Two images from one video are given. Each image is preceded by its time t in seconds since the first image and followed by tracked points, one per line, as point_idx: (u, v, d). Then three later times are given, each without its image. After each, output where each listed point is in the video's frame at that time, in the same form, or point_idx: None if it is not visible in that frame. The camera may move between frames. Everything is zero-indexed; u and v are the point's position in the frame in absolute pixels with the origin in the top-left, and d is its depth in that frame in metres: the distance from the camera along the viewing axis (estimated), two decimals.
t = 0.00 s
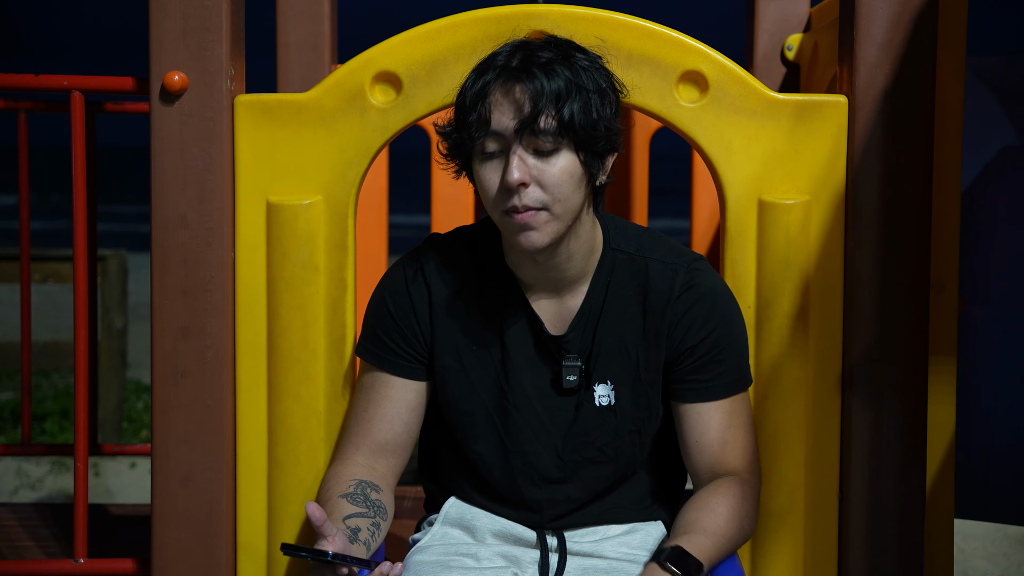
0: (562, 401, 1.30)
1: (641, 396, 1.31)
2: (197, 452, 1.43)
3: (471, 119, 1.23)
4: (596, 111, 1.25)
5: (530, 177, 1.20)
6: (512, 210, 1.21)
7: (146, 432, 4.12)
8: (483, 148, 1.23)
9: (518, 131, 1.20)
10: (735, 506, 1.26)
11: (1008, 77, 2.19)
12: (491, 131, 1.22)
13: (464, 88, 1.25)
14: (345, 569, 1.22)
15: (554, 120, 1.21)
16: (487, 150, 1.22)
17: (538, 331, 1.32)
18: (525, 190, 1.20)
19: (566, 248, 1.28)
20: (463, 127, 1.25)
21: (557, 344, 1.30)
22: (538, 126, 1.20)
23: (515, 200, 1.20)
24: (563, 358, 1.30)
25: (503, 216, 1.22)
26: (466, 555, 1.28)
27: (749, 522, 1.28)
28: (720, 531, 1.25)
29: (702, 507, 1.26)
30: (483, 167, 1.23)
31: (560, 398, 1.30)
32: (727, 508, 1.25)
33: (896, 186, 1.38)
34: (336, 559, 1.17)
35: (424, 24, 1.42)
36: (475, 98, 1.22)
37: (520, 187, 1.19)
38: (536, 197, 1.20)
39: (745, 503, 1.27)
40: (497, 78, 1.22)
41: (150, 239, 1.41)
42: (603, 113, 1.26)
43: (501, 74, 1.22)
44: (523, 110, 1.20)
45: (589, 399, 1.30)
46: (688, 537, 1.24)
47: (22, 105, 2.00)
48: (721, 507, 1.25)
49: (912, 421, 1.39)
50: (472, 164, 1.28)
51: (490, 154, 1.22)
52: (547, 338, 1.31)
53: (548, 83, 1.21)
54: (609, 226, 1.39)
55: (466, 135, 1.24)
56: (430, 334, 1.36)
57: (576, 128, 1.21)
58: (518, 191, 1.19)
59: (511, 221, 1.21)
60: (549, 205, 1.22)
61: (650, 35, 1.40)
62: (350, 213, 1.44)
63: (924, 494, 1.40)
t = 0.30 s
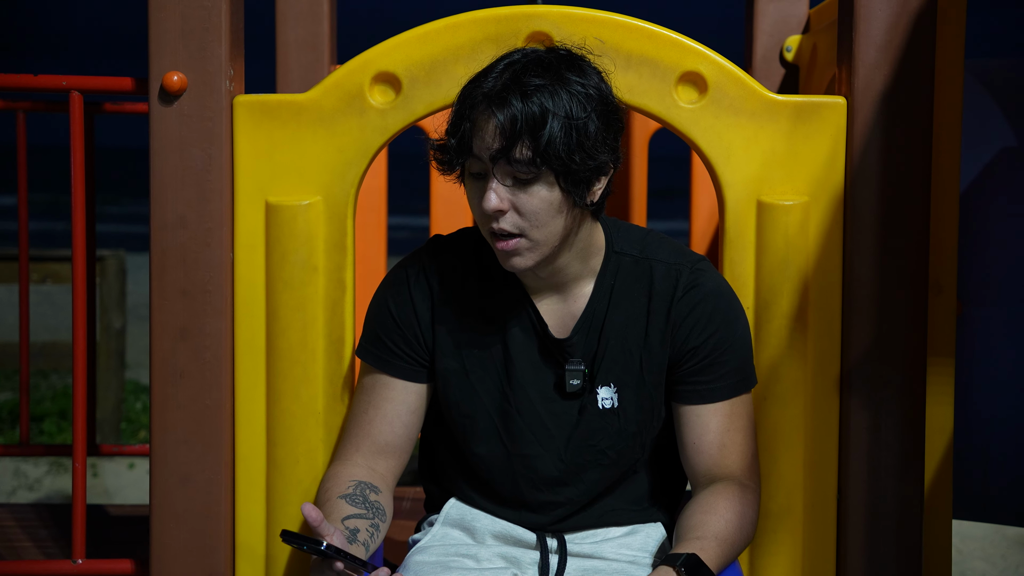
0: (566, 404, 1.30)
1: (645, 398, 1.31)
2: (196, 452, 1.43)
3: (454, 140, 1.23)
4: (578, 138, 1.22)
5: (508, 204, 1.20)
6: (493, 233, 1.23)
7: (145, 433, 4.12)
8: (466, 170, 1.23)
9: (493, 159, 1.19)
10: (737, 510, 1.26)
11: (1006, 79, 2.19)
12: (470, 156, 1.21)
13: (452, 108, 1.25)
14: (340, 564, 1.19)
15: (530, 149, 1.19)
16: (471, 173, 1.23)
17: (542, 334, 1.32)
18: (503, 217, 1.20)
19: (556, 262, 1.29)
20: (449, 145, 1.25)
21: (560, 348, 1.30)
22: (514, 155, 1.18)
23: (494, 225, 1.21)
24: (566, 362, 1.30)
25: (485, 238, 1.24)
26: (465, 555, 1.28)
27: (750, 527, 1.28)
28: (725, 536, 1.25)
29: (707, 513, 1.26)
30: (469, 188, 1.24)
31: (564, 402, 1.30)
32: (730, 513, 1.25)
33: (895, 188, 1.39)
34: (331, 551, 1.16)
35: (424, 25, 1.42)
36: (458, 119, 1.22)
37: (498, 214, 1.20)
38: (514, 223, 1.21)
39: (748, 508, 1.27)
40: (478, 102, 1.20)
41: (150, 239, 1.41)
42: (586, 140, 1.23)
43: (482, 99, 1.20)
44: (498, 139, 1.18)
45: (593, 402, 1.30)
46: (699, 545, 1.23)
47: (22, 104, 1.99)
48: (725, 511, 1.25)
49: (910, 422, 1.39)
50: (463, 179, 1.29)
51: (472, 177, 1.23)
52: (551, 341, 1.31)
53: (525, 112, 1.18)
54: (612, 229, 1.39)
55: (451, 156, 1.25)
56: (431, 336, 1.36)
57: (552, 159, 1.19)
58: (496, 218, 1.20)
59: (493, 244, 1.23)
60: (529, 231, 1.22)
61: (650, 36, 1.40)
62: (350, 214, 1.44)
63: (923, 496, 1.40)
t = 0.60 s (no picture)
0: (563, 403, 1.30)
1: (643, 397, 1.30)
2: (195, 452, 1.43)
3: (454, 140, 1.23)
4: (577, 137, 1.22)
5: (507, 204, 1.20)
6: (493, 233, 1.23)
7: (144, 432, 4.12)
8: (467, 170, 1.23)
9: (493, 159, 1.19)
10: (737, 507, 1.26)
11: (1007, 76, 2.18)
12: (470, 156, 1.21)
13: (450, 107, 1.25)
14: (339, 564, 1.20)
15: (528, 148, 1.19)
16: (470, 173, 1.23)
17: (539, 333, 1.32)
18: (503, 217, 1.21)
19: (557, 260, 1.29)
20: (448, 145, 1.25)
21: (558, 348, 1.30)
22: (513, 155, 1.18)
23: (493, 225, 1.22)
24: (564, 361, 1.30)
25: (486, 237, 1.24)
26: (464, 555, 1.28)
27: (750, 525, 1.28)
28: (725, 534, 1.25)
29: (708, 511, 1.26)
30: (468, 188, 1.24)
31: (562, 402, 1.30)
32: (730, 511, 1.26)
33: (894, 186, 1.38)
34: (328, 551, 1.16)
35: (422, 24, 1.42)
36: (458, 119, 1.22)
37: (497, 214, 1.20)
38: (513, 222, 1.21)
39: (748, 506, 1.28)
40: (477, 102, 1.20)
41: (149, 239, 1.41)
42: (585, 141, 1.23)
43: (481, 98, 1.20)
44: (496, 140, 1.18)
45: (591, 401, 1.30)
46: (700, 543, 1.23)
47: (21, 104, 1.99)
48: (725, 509, 1.26)
49: (909, 421, 1.39)
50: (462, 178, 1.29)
51: (473, 176, 1.22)
52: (548, 340, 1.31)
53: (524, 112, 1.18)
54: (610, 228, 1.39)
55: (450, 155, 1.25)
56: (430, 336, 1.36)
57: (551, 158, 1.19)
58: (496, 217, 1.20)
59: (493, 243, 1.23)
60: (528, 230, 1.23)
61: (648, 34, 1.40)
62: (348, 213, 1.44)
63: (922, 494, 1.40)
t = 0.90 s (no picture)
0: (562, 402, 1.30)
1: (641, 396, 1.30)
2: (193, 452, 1.43)
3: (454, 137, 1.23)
4: (578, 128, 1.22)
5: (510, 197, 1.20)
6: (496, 227, 1.22)
7: (143, 433, 4.12)
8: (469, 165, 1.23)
9: (495, 152, 1.19)
10: (720, 493, 1.25)
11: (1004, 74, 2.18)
12: (472, 150, 1.21)
13: (450, 104, 1.25)
14: (344, 569, 1.20)
15: (530, 139, 1.19)
16: (470, 168, 1.23)
17: (538, 332, 1.32)
18: (506, 210, 1.20)
19: (557, 255, 1.29)
20: (448, 142, 1.25)
21: (556, 347, 1.31)
22: (515, 147, 1.18)
23: (497, 218, 1.21)
24: (562, 360, 1.30)
25: (489, 231, 1.23)
26: (462, 553, 1.29)
27: (728, 519, 1.27)
28: (695, 512, 1.24)
29: (691, 484, 1.26)
30: (467, 183, 1.24)
31: (560, 401, 1.30)
32: (712, 495, 1.25)
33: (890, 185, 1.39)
34: (334, 556, 1.16)
35: (418, 25, 1.42)
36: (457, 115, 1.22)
37: (500, 207, 1.20)
38: (517, 215, 1.21)
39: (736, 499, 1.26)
40: (476, 97, 1.20)
41: (145, 240, 1.41)
42: (583, 132, 1.22)
43: (479, 94, 1.20)
44: (497, 132, 1.18)
45: (589, 400, 1.30)
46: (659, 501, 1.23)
47: (19, 105, 1.99)
48: (708, 489, 1.25)
49: (906, 419, 1.40)
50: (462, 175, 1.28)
51: (475, 171, 1.22)
52: (546, 339, 1.31)
53: (523, 103, 1.18)
54: (608, 227, 1.39)
55: (450, 153, 1.25)
56: (428, 335, 1.36)
57: (554, 147, 1.19)
58: (498, 210, 1.20)
59: (496, 237, 1.23)
60: (532, 223, 1.22)
61: (644, 34, 1.40)
62: (345, 213, 1.44)
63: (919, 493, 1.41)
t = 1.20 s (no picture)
0: (562, 399, 1.30)
1: (639, 393, 1.30)
2: (194, 452, 1.43)
3: (474, 116, 1.24)
4: (598, 105, 1.27)
5: (535, 173, 1.21)
6: (517, 206, 1.22)
7: (144, 433, 4.12)
8: (488, 144, 1.24)
9: (522, 127, 1.22)
10: (711, 483, 1.24)
11: (1004, 74, 2.18)
12: (495, 128, 1.23)
13: (464, 87, 1.27)
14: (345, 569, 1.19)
15: (556, 114, 1.23)
16: (491, 147, 1.24)
17: (537, 330, 1.32)
18: (531, 186, 1.21)
19: (567, 246, 1.30)
20: (466, 125, 1.26)
21: (555, 342, 1.30)
22: (542, 121, 1.22)
23: (520, 196, 1.22)
24: (562, 356, 1.30)
25: (508, 212, 1.23)
26: (462, 553, 1.29)
27: (711, 511, 1.24)
28: (686, 500, 1.22)
29: (687, 470, 1.25)
30: (487, 164, 1.24)
31: (560, 398, 1.30)
32: (705, 486, 1.23)
33: (890, 183, 1.39)
34: (335, 557, 1.16)
35: (418, 25, 1.42)
36: (477, 95, 1.24)
37: (526, 182, 1.21)
38: (541, 193, 1.22)
39: (726, 493, 1.24)
40: (498, 76, 1.24)
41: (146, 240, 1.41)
42: (603, 108, 1.27)
43: (502, 72, 1.24)
44: (524, 107, 1.22)
45: (588, 396, 1.30)
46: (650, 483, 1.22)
47: (20, 106, 1.99)
48: (701, 478, 1.24)
49: (906, 418, 1.40)
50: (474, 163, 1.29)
51: (495, 150, 1.24)
52: (545, 335, 1.31)
53: (549, 78, 1.23)
54: (610, 225, 1.40)
55: (469, 133, 1.25)
56: (428, 333, 1.36)
57: (579, 122, 1.23)
58: (523, 187, 1.21)
59: (516, 217, 1.23)
60: (553, 201, 1.23)
61: (644, 34, 1.40)
62: (345, 213, 1.44)
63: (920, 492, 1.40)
